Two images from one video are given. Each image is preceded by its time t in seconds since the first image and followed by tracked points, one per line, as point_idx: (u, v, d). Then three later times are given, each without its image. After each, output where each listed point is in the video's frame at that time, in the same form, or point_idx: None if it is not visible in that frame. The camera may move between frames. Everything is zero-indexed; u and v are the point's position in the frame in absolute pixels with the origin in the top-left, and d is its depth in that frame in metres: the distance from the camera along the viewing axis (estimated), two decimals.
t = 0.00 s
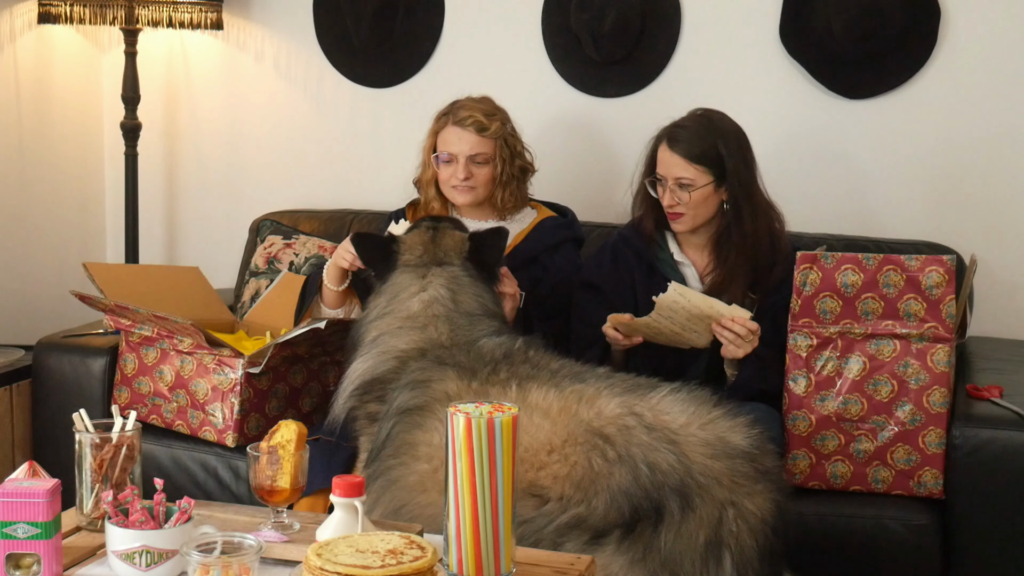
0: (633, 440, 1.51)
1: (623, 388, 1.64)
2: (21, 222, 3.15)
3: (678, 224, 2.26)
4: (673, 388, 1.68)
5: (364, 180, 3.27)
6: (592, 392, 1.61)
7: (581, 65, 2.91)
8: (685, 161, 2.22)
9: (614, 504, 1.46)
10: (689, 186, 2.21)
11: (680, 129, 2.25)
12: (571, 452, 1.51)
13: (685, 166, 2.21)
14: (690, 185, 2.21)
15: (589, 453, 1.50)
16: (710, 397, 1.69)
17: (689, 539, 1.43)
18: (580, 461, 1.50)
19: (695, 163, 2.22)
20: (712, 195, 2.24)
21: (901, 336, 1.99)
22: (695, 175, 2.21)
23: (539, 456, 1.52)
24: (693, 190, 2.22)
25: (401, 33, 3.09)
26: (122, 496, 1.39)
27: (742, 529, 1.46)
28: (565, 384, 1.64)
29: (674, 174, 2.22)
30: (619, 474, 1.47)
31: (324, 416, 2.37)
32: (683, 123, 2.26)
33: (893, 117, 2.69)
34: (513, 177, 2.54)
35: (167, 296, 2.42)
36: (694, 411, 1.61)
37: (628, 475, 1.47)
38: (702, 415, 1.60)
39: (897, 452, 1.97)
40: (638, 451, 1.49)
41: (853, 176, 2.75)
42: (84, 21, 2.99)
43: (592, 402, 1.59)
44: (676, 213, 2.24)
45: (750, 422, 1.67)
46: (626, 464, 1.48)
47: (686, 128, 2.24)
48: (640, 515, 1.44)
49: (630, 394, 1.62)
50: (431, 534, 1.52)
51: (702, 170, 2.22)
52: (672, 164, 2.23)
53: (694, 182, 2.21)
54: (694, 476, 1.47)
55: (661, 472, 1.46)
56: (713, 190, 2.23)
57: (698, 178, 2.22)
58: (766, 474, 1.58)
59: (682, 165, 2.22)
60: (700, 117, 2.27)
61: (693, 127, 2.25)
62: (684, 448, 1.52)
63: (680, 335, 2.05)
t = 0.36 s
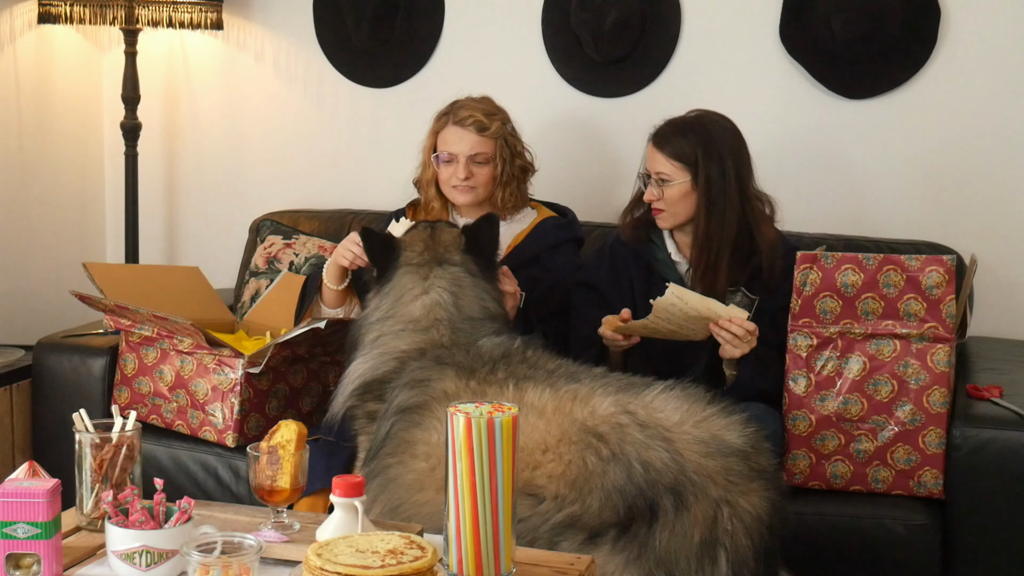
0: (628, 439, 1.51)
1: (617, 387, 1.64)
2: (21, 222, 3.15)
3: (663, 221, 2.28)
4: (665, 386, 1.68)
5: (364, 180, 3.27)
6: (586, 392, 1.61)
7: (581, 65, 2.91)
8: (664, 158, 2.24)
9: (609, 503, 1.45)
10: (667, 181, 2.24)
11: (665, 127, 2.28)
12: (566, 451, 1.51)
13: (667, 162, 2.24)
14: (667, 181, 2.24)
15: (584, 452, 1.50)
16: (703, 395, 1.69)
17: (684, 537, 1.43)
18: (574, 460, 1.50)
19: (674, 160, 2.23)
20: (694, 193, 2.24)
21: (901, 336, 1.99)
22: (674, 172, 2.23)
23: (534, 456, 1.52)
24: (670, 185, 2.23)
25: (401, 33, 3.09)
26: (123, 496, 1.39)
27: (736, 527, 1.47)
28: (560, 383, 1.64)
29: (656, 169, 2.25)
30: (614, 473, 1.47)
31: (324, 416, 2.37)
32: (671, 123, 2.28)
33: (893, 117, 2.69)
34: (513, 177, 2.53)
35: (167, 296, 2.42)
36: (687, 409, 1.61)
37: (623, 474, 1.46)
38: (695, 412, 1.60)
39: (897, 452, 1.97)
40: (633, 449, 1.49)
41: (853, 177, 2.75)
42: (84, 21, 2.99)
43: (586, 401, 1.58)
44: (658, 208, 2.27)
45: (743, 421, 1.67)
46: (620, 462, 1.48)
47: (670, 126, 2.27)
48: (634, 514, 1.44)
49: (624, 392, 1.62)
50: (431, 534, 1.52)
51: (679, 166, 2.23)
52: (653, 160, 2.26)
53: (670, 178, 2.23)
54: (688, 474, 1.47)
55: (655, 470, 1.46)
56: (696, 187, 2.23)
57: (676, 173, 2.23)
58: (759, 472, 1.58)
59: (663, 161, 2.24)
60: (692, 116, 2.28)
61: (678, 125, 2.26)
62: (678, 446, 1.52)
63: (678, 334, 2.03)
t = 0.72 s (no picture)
0: (640, 436, 1.51)
1: (631, 385, 1.64)
2: (21, 222, 3.15)
3: (665, 218, 2.27)
4: (680, 386, 1.67)
5: (363, 179, 3.26)
6: (599, 389, 1.61)
7: (581, 65, 2.91)
8: (666, 154, 2.24)
9: (620, 500, 1.45)
10: (669, 177, 2.23)
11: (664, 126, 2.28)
12: (578, 447, 1.51)
13: (670, 159, 2.23)
14: (670, 177, 2.23)
15: (595, 449, 1.50)
16: (717, 395, 1.68)
17: (696, 537, 1.43)
18: (586, 457, 1.50)
19: (678, 157, 2.23)
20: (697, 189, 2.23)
21: (901, 336, 1.99)
22: (677, 168, 2.22)
23: (546, 451, 1.52)
24: (673, 182, 2.23)
25: (400, 34, 3.09)
26: (123, 496, 1.39)
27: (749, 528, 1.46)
28: (574, 380, 1.64)
29: (658, 166, 2.24)
30: (625, 471, 1.47)
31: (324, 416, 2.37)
32: (672, 121, 2.28)
33: (893, 117, 2.69)
34: (511, 175, 2.53)
35: (167, 296, 2.42)
36: (701, 409, 1.60)
37: (634, 471, 1.46)
38: (709, 414, 1.59)
39: (897, 452, 1.97)
40: (645, 447, 1.49)
41: (853, 177, 2.75)
42: (84, 21, 2.99)
43: (599, 398, 1.58)
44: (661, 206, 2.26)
45: (756, 421, 1.67)
46: (632, 460, 1.48)
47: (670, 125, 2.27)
48: (644, 512, 1.44)
49: (638, 390, 1.61)
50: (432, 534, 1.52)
51: (683, 163, 2.22)
52: (655, 157, 2.26)
53: (673, 175, 2.22)
54: (700, 474, 1.47)
55: (667, 469, 1.46)
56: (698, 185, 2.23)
57: (679, 169, 2.22)
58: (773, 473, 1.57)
59: (666, 157, 2.23)
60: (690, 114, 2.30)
61: (679, 123, 2.26)
62: (691, 445, 1.51)
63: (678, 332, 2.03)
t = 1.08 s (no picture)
0: (638, 431, 1.53)
1: (633, 380, 1.65)
2: (21, 222, 3.16)
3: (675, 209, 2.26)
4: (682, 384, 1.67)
5: (363, 179, 3.27)
6: (600, 382, 1.62)
7: (581, 65, 2.91)
8: (680, 144, 2.25)
9: (613, 493, 1.47)
10: (684, 168, 2.23)
11: (672, 119, 2.30)
12: (577, 438, 1.52)
13: (683, 148, 2.24)
14: (685, 167, 2.23)
15: (594, 441, 1.52)
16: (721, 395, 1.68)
17: (687, 533, 1.45)
18: (584, 448, 1.51)
19: (693, 146, 2.25)
20: (708, 180, 2.25)
21: (901, 336, 1.99)
22: (692, 156, 2.24)
23: (547, 439, 1.53)
24: (688, 172, 2.23)
25: (400, 33, 3.09)
26: (123, 496, 1.40)
27: (742, 524, 1.47)
28: (576, 371, 1.65)
29: (671, 157, 2.25)
30: (620, 463, 1.49)
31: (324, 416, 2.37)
32: (680, 115, 2.31)
33: (892, 117, 2.69)
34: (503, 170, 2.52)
35: (168, 296, 2.43)
36: (700, 408, 1.60)
37: (629, 465, 1.49)
38: (709, 412, 1.60)
39: (897, 452, 1.97)
40: (642, 441, 1.51)
41: (853, 177, 2.75)
42: (84, 21, 2.99)
43: (601, 391, 1.59)
44: (673, 197, 2.25)
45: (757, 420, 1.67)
46: (627, 453, 1.50)
47: (678, 119, 2.29)
48: (636, 505, 1.47)
49: (640, 386, 1.63)
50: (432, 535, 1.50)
51: (699, 153, 2.25)
52: (667, 148, 2.26)
53: (690, 164, 2.23)
54: (693, 470, 1.49)
55: (661, 464, 1.49)
56: (710, 178, 2.25)
57: (693, 160, 2.24)
58: (773, 468, 1.58)
59: (680, 147, 2.25)
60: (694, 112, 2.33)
61: (688, 119, 2.28)
62: (685, 440, 1.53)
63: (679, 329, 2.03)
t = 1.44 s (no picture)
0: (597, 413, 1.46)
1: (580, 364, 1.57)
2: (22, 222, 3.16)
3: (689, 203, 2.24)
4: (630, 366, 1.61)
5: (363, 179, 3.27)
6: (548, 367, 1.54)
7: (581, 64, 2.91)
8: (694, 139, 2.25)
9: (578, 476, 1.42)
10: (701, 163, 2.23)
11: (680, 115, 2.30)
12: (534, 423, 1.45)
13: (698, 144, 2.24)
14: (702, 162, 2.23)
15: (552, 424, 1.45)
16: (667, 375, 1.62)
17: (655, 510, 1.42)
18: (542, 432, 1.44)
19: (706, 142, 2.25)
20: (719, 176, 2.26)
21: (901, 336, 1.99)
22: (706, 152, 2.24)
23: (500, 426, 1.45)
24: (704, 167, 2.23)
25: (400, 33, 3.09)
26: (123, 496, 1.40)
27: (703, 494, 1.44)
28: (515, 357, 1.57)
29: (686, 152, 2.24)
30: (583, 447, 1.43)
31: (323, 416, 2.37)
32: (687, 112, 2.32)
33: (892, 117, 2.69)
34: (503, 172, 2.52)
35: (169, 298, 2.43)
36: (653, 390, 1.54)
37: (592, 447, 1.43)
38: (662, 393, 1.54)
39: (897, 452, 1.97)
40: (602, 422, 1.45)
41: (853, 176, 2.75)
42: (84, 21, 2.99)
43: (552, 376, 1.52)
44: (688, 191, 2.23)
45: (702, 396, 1.62)
46: (589, 436, 1.44)
47: (688, 115, 2.29)
48: (603, 486, 1.42)
49: (589, 369, 1.55)
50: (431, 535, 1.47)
51: (713, 149, 2.25)
52: (682, 143, 2.25)
53: (706, 159, 2.23)
54: (657, 449, 1.44)
55: (625, 444, 1.44)
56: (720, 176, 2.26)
57: (709, 156, 2.24)
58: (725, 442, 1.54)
59: (695, 143, 2.24)
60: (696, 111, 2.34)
61: (698, 117, 2.28)
62: (646, 420, 1.48)
63: (680, 329, 2.03)
